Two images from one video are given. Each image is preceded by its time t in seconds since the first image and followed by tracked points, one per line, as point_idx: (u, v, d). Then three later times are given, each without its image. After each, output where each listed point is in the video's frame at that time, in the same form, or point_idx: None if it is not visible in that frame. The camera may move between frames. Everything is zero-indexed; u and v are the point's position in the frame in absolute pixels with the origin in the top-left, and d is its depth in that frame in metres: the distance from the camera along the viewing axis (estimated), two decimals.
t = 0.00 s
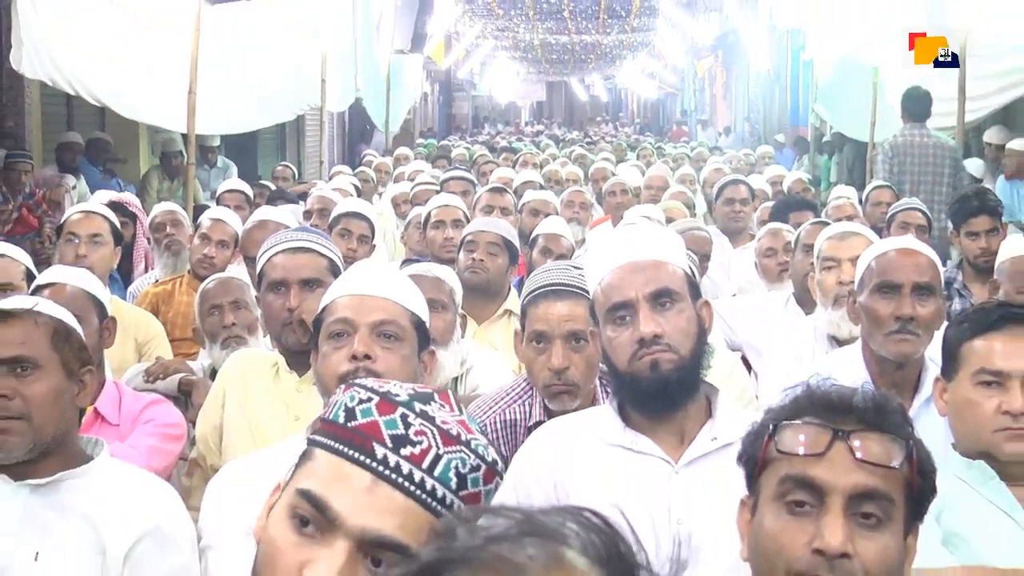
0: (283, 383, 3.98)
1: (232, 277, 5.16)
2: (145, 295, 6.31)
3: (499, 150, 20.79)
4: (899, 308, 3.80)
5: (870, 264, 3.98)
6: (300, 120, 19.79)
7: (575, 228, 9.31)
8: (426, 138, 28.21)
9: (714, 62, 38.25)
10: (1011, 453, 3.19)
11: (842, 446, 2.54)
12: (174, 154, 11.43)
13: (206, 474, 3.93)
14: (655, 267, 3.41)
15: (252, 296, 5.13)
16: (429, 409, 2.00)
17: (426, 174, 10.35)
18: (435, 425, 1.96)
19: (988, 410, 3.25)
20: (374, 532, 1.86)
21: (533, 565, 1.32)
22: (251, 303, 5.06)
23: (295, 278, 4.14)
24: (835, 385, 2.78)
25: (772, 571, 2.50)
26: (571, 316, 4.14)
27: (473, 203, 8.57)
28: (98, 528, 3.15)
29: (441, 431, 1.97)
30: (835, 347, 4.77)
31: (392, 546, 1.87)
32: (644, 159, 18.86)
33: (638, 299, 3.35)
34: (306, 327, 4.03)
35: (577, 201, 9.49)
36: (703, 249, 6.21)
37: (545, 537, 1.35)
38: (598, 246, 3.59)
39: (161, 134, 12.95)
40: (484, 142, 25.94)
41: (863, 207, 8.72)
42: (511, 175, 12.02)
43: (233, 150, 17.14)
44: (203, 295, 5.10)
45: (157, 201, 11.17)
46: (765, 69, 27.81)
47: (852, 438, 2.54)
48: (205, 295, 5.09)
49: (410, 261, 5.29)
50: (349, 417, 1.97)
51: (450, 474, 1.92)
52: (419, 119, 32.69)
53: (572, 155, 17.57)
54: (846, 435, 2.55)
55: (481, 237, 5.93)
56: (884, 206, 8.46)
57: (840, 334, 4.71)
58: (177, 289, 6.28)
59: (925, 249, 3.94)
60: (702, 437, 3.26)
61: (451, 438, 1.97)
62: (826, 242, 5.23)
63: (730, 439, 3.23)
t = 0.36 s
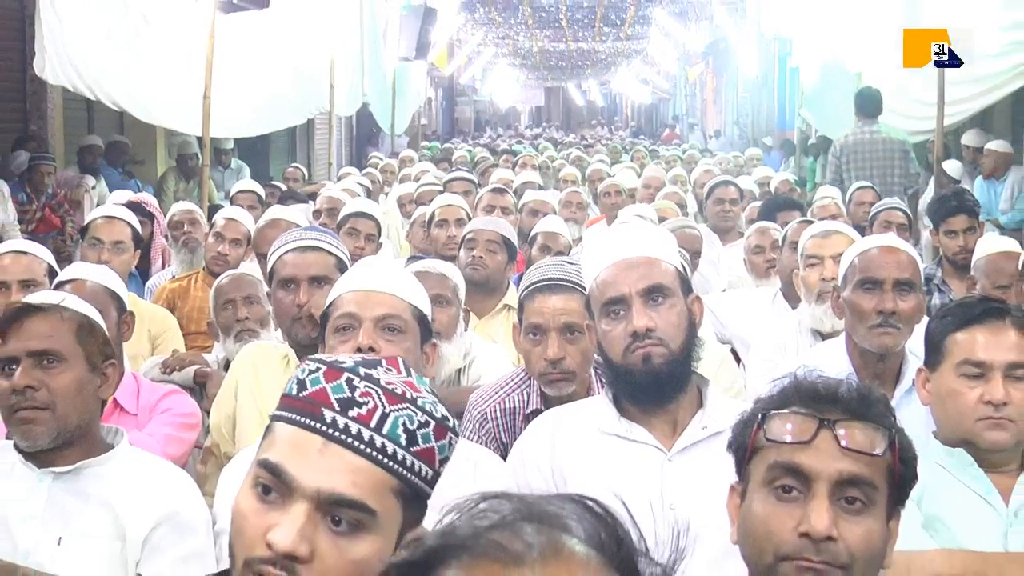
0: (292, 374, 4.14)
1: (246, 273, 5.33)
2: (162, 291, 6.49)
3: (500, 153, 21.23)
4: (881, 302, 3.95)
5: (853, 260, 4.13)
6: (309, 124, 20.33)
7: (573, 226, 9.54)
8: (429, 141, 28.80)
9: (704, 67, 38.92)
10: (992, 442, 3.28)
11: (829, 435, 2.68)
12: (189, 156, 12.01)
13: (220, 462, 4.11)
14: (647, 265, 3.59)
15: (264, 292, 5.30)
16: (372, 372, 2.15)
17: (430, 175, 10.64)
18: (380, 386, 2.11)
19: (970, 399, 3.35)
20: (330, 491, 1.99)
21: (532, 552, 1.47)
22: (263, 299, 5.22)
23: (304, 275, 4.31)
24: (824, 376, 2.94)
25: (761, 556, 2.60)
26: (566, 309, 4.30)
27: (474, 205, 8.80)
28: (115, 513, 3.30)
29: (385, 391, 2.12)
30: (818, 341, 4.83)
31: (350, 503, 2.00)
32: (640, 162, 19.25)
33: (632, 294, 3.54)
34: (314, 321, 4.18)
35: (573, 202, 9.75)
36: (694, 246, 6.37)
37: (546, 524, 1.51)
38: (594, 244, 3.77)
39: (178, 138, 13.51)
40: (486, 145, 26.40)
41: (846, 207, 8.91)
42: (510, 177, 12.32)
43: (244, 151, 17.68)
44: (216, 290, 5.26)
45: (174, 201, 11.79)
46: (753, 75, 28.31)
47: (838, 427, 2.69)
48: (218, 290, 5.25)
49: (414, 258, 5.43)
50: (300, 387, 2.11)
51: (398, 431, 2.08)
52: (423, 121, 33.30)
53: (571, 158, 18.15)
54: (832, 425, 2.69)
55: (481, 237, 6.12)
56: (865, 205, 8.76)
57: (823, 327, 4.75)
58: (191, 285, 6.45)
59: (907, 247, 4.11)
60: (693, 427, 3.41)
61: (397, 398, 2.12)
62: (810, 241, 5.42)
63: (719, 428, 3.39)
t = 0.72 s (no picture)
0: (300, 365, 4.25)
1: (258, 268, 5.46)
2: (178, 286, 6.65)
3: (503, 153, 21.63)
4: (865, 296, 4.12)
5: (837, 257, 4.29)
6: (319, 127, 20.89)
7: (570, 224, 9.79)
8: (433, 144, 29.32)
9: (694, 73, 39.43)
10: (982, 426, 3.41)
11: (815, 423, 2.76)
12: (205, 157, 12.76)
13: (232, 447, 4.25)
14: (643, 260, 3.75)
15: (275, 286, 5.43)
16: (319, 339, 2.22)
17: (435, 175, 10.94)
18: (326, 352, 2.19)
19: (961, 385, 3.46)
20: (290, 457, 2.09)
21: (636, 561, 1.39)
22: (274, 293, 5.36)
23: (314, 270, 4.53)
24: (810, 369, 3.01)
25: (750, 538, 2.68)
26: (564, 306, 4.45)
27: (475, 204, 9.02)
28: (134, 499, 3.44)
29: (333, 356, 2.19)
30: (805, 334, 5.12)
31: (310, 467, 2.10)
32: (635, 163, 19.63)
33: (628, 288, 3.70)
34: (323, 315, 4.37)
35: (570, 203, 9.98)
36: (685, 243, 6.54)
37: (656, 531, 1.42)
38: (592, 241, 3.94)
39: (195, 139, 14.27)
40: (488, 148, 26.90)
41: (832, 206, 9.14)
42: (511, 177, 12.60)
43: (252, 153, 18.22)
44: (232, 285, 5.40)
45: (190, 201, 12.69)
46: (740, 80, 28.81)
47: (824, 416, 2.76)
48: (233, 284, 5.40)
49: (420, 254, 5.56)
50: (253, 363, 2.19)
51: (349, 393, 2.16)
52: (426, 124, 33.95)
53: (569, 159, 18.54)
54: (819, 413, 2.77)
55: (483, 234, 6.36)
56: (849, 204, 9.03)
57: (809, 321, 5.07)
58: (207, 281, 6.60)
59: (890, 243, 4.26)
60: (686, 415, 3.57)
61: (344, 360, 2.19)
62: (796, 237, 5.61)
63: (711, 417, 3.55)
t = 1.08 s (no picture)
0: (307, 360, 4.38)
1: (268, 264, 5.63)
2: (192, 282, 6.81)
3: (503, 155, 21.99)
4: (849, 291, 4.28)
5: (823, 253, 4.46)
6: (327, 129, 21.33)
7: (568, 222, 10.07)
8: (436, 146, 29.86)
9: (687, 77, 39.99)
10: (967, 415, 3.55)
11: (804, 412, 2.87)
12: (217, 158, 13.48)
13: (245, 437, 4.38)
14: (640, 257, 3.91)
15: (285, 281, 5.59)
16: (273, 316, 2.36)
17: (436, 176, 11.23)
18: (281, 325, 2.32)
19: (947, 375, 3.61)
20: (261, 423, 2.19)
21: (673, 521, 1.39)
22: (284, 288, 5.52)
23: (322, 265, 4.77)
24: (798, 360, 3.10)
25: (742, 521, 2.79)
26: (560, 304, 4.59)
27: (477, 203, 9.29)
28: (150, 484, 3.59)
29: (288, 328, 2.33)
30: (792, 327, 5.29)
31: (280, 431, 2.20)
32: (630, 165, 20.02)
33: (625, 283, 3.86)
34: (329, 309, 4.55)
35: (568, 201, 10.24)
36: (677, 239, 6.74)
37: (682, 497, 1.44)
38: (589, 238, 4.10)
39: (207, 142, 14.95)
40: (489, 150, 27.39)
41: (818, 205, 9.41)
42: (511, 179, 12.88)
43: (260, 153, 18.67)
44: (243, 280, 5.57)
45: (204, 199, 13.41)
46: (732, 86, 29.31)
47: (812, 405, 2.87)
48: (245, 279, 5.56)
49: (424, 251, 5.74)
50: (213, 346, 2.31)
51: (308, 358, 2.29)
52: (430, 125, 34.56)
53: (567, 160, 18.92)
54: (807, 403, 2.87)
55: (483, 230, 6.49)
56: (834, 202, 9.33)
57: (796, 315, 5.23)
58: (220, 276, 6.78)
59: (873, 241, 4.43)
60: (678, 405, 3.73)
61: (300, 329, 2.34)
62: (783, 235, 5.79)
63: (703, 406, 3.72)
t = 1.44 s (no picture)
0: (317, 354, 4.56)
1: (279, 260, 5.80)
2: (206, 276, 6.99)
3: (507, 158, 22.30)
4: (835, 285, 4.45)
5: (809, 250, 4.62)
6: (334, 129, 21.66)
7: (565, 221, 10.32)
8: (438, 146, 30.23)
9: (680, 82, 40.45)
10: (942, 405, 3.72)
11: (791, 401, 3.02)
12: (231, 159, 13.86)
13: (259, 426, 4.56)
14: (636, 252, 4.08)
15: (295, 275, 5.76)
16: (266, 301, 2.50)
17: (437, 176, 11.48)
18: (274, 307, 2.46)
19: (925, 365, 3.76)
20: (261, 399, 2.36)
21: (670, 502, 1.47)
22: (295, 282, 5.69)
23: (332, 260, 5.05)
24: (787, 353, 3.25)
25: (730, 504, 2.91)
26: (558, 299, 4.74)
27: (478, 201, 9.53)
28: (166, 469, 3.75)
29: (281, 309, 2.47)
30: (778, 320, 5.49)
31: (279, 406, 2.37)
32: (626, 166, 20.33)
33: (621, 276, 4.04)
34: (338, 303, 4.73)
35: (564, 199, 10.70)
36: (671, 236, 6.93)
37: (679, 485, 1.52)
38: (587, 235, 4.28)
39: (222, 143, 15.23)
40: (489, 151, 27.73)
41: (806, 203, 9.68)
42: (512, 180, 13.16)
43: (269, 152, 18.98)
44: (255, 274, 5.74)
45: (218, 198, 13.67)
46: (723, 89, 29.73)
47: (799, 394, 3.02)
48: (256, 274, 5.72)
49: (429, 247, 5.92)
50: (211, 331, 2.46)
51: (301, 337, 2.44)
52: (433, 126, 35.00)
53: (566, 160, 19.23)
54: (794, 392, 3.02)
55: (485, 228, 6.66)
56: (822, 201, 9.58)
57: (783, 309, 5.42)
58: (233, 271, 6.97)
59: (857, 238, 4.60)
60: (671, 396, 3.90)
61: (292, 312, 2.47)
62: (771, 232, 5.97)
63: (694, 396, 3.89)
